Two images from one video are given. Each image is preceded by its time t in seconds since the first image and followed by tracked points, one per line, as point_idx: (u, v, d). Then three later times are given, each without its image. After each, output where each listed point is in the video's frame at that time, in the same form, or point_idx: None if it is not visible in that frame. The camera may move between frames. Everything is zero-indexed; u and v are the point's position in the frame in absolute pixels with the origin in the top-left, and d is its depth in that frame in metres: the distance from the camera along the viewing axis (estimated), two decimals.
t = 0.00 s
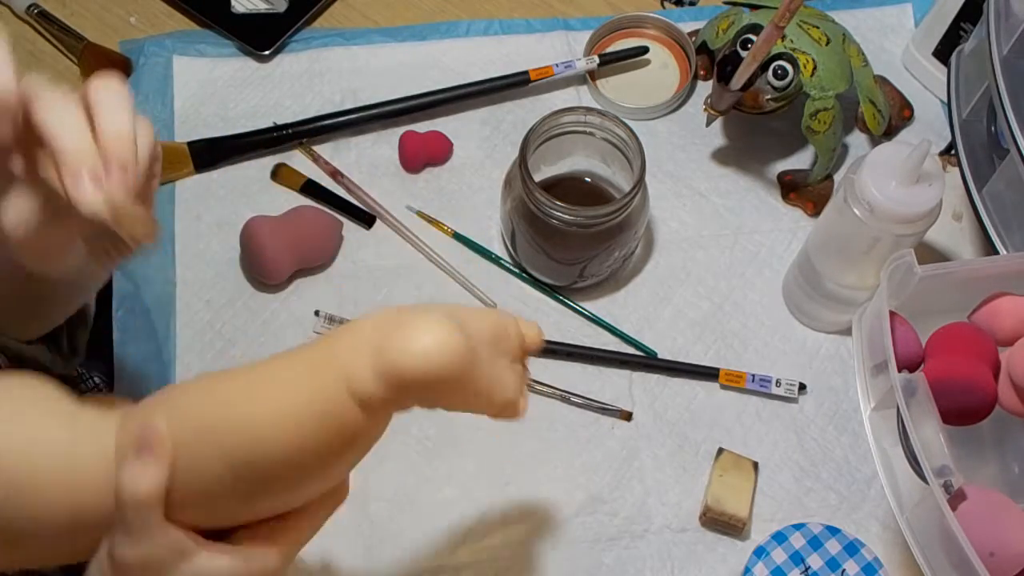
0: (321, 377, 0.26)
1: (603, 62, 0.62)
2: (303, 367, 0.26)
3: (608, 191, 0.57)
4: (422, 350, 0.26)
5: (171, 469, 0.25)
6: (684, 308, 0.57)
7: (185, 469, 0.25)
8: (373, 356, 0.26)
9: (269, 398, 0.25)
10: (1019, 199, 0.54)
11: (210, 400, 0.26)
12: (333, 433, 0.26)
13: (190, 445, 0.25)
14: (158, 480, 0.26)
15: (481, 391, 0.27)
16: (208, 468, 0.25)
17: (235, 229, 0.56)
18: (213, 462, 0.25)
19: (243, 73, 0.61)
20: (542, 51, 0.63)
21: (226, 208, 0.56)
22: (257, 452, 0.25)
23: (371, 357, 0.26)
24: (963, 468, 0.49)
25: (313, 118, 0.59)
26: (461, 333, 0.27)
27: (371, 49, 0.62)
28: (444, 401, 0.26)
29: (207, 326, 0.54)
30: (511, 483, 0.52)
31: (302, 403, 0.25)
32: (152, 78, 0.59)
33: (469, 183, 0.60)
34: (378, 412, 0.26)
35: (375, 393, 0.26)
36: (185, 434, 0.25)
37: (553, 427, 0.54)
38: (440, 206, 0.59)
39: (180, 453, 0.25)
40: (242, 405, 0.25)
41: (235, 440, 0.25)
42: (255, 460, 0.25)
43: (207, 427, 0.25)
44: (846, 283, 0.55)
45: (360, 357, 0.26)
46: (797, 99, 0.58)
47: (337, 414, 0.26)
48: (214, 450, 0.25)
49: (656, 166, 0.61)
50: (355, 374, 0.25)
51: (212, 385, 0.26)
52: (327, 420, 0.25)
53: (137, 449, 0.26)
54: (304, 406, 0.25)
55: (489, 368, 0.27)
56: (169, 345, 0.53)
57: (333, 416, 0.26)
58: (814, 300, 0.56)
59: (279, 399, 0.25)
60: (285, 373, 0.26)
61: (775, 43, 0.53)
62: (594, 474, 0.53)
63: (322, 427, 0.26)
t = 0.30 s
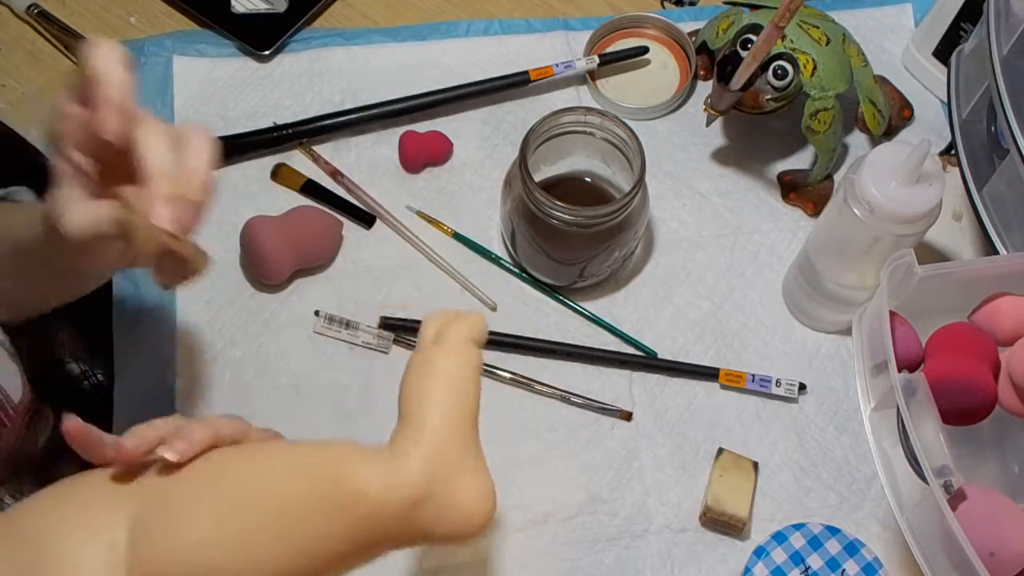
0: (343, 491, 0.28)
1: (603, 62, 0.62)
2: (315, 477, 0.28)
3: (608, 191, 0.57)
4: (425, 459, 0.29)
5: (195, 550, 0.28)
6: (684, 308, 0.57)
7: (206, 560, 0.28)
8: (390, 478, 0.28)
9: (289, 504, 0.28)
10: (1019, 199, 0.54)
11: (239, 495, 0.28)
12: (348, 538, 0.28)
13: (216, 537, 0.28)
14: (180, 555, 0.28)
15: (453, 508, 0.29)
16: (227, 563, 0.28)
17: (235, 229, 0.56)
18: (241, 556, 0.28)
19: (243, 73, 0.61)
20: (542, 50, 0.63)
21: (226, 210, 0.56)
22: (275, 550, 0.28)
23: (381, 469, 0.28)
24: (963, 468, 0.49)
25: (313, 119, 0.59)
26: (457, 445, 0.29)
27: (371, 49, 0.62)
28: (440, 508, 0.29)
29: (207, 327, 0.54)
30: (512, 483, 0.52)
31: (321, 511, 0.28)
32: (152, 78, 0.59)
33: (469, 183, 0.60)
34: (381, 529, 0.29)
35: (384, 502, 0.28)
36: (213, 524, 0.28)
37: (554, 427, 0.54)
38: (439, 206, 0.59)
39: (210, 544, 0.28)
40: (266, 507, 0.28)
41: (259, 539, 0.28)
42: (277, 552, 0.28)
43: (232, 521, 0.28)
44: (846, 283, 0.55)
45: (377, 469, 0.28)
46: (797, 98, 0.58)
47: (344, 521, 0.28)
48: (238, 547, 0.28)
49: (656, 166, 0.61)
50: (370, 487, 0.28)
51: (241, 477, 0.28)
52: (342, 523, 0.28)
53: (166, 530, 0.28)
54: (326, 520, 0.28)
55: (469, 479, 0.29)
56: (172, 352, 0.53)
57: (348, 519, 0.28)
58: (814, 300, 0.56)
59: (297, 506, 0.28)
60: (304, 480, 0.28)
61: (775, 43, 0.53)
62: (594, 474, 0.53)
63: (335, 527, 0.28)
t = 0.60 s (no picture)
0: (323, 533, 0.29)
1: (603, 62, 0.62)
2: (294, 522, 0.30)
3: (608, 191, 0.57)
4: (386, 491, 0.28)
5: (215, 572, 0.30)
6: (684, 308, 0.57)
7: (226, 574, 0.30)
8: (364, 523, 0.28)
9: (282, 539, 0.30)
10: (1019, 199, 0.54)
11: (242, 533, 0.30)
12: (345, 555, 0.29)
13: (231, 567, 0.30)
14: None
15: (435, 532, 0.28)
16: None
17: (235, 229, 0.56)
18: None
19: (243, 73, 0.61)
20: (542, 50, 0.63)
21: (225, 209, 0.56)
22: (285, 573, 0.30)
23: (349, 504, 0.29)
24: (963, 468, 0.49)
25: (313, 119, 0.59)
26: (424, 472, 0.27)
27: (371, 49, 0.62)
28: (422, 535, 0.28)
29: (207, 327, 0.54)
30: (512, 483, 0.52)
31: (318, 547, 0.29)
32: (152, 78, 0.59)
33: (469, 183, 0.60)
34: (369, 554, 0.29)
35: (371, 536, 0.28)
36: (220, 556, 0.30)
37: (554, 428, 0.54)
38: (439, 206, 0.59)
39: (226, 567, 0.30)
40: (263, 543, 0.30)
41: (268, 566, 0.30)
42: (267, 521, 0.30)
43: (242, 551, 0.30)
44: (846, 283, 0.55)
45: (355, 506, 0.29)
46: (797, 98, 0.58)
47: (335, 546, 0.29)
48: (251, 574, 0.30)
49: (656, 166, 0.61)
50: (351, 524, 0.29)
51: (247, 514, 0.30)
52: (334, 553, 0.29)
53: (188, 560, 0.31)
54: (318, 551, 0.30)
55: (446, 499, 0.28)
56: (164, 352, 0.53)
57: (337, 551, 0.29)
58: (814, 300, 0.56)
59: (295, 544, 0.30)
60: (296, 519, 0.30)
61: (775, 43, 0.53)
62: (594, 474, 0.53)
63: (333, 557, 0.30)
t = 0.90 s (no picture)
0: (264, 441, 0.28)
1: (603, 62, 0.62)
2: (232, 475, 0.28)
3: (608, 191, 0.57)
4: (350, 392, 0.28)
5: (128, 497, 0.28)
6: (684, 308, 0.57)
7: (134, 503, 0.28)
8: (315, 425, 0.28)
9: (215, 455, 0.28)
10: (1019, 199, 0.54)
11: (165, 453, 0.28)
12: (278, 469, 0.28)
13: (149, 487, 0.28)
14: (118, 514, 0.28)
15: (377, 446, 0.27)
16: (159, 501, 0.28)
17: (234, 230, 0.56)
18: (171, 509, 0.28)
19: (243, 73, 0.61)
20: (543, 51, 0.63)
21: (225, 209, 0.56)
22: (206, 496, 0.28)
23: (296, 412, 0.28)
24: (963, 468, 0.49)
25: (313, 119, 0.59)
26: (387, 381, 0.28)
27: (371, 49, 0.62)
28: (368, 453, 0.27)
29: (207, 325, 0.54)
30: (512, 483, 0.52)
31: (255, 459, 0.28)
32: (152, 78, 0.59)
33: (469, 183, 0.60)
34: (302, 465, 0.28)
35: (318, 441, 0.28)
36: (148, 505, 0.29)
37: (554, 427, 0.54)
38: (439, 206, 0.59)
39: (141, 485, 0.28)
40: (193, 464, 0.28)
41: (189, 485, 0.28)
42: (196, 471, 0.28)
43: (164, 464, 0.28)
44: (845, 283, 0.55)
45: (306, 414, 0.28)
46: (797, 99, 0.58)
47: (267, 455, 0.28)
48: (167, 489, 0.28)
49: (656, 166, 0.61)
50: (299, 429, 0.28)
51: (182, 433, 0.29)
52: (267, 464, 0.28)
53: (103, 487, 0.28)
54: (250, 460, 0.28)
55: (393, 414, 0.28)
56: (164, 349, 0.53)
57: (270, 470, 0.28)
58: (815, 300, 0.56)
59: (228, 462, 0.28)
60: (237, 433, 0.28)
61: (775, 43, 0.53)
62: (594, 474, 0.53)
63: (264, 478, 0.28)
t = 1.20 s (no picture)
0: (256, 383, 0.28)
1: (603, 62, 0.62)
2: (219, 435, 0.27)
3: (608, 190, 0.57)
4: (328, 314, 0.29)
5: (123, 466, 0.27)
6: (684, 308, 0.57)
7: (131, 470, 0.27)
8: (303, 351, 0.28)
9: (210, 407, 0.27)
10: (1019, 199, 0.54)
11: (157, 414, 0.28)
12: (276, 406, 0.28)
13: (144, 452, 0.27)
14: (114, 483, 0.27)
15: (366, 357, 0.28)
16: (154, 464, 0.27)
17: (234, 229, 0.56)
18: (171, 469, 0.27)
19: (243, 73, 0.61)
20: (543, 51, 0.63)
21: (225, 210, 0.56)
22: (202, 453, 0.27)
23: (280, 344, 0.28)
24: (963, 468, 0.49)
25: (313, 118, 0.59)
26: (359, 297, 0.29)
27: (371, 49, 0.62)
28: (359, 370, 0.28)
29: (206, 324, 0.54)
30: (512, 483, 0.52)
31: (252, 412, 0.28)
32: (152, 79, 0.59)
33: (469, 183, 0.60)
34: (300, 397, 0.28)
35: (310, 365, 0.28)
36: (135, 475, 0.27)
37: (554, 427, 0.54)
38: (438, 206, 0.59)
39: (140, 453, 0.27)
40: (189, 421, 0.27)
41: (185, 444, 0.27)
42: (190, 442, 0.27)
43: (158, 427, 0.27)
44: (845, 283, 0.55)
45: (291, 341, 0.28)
46: (797, 99, 0.58)
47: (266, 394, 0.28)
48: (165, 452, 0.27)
49: (656, 166, 0.61)
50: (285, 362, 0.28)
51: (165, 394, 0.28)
52: (267, 408, 0.28)
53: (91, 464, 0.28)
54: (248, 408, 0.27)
55: (376, 329, 0.29)
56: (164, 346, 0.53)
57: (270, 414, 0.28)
58: (815, 301, 0.56)
59: (225, 409, 0.27)
60: (227, 377, 0.28)
61: (775, 43, 0.53)
62: (594, 474, 0.52)
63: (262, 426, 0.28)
